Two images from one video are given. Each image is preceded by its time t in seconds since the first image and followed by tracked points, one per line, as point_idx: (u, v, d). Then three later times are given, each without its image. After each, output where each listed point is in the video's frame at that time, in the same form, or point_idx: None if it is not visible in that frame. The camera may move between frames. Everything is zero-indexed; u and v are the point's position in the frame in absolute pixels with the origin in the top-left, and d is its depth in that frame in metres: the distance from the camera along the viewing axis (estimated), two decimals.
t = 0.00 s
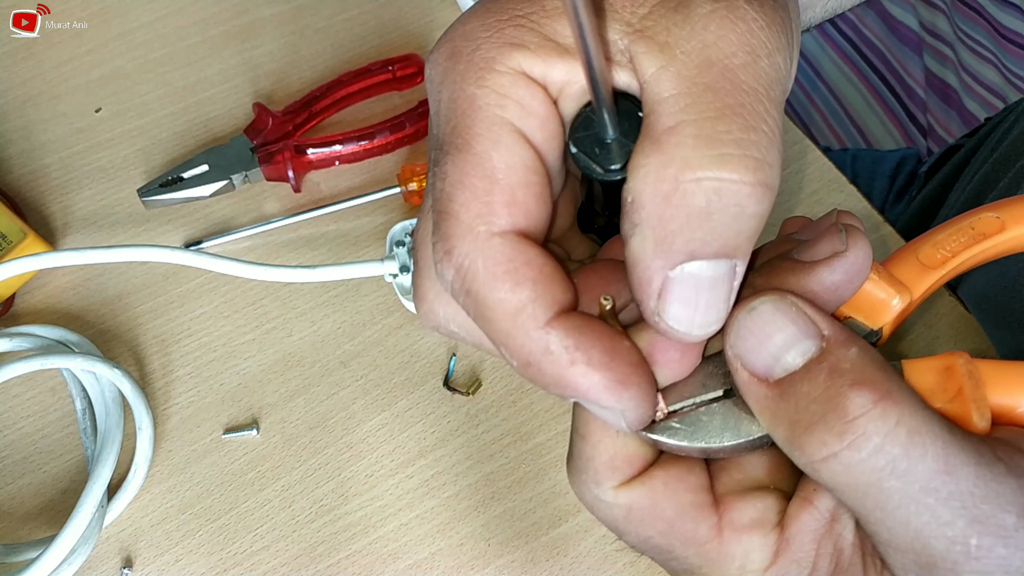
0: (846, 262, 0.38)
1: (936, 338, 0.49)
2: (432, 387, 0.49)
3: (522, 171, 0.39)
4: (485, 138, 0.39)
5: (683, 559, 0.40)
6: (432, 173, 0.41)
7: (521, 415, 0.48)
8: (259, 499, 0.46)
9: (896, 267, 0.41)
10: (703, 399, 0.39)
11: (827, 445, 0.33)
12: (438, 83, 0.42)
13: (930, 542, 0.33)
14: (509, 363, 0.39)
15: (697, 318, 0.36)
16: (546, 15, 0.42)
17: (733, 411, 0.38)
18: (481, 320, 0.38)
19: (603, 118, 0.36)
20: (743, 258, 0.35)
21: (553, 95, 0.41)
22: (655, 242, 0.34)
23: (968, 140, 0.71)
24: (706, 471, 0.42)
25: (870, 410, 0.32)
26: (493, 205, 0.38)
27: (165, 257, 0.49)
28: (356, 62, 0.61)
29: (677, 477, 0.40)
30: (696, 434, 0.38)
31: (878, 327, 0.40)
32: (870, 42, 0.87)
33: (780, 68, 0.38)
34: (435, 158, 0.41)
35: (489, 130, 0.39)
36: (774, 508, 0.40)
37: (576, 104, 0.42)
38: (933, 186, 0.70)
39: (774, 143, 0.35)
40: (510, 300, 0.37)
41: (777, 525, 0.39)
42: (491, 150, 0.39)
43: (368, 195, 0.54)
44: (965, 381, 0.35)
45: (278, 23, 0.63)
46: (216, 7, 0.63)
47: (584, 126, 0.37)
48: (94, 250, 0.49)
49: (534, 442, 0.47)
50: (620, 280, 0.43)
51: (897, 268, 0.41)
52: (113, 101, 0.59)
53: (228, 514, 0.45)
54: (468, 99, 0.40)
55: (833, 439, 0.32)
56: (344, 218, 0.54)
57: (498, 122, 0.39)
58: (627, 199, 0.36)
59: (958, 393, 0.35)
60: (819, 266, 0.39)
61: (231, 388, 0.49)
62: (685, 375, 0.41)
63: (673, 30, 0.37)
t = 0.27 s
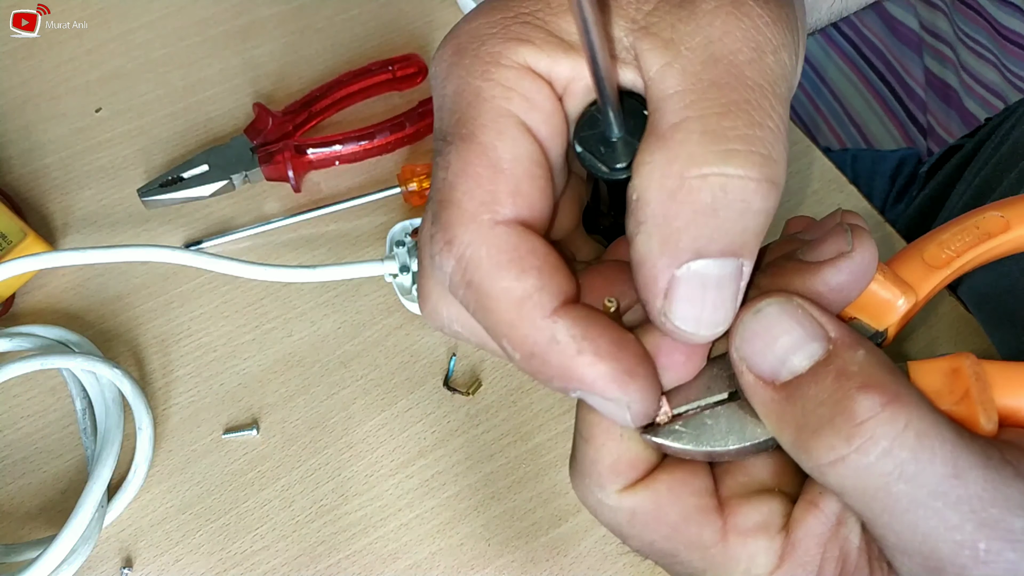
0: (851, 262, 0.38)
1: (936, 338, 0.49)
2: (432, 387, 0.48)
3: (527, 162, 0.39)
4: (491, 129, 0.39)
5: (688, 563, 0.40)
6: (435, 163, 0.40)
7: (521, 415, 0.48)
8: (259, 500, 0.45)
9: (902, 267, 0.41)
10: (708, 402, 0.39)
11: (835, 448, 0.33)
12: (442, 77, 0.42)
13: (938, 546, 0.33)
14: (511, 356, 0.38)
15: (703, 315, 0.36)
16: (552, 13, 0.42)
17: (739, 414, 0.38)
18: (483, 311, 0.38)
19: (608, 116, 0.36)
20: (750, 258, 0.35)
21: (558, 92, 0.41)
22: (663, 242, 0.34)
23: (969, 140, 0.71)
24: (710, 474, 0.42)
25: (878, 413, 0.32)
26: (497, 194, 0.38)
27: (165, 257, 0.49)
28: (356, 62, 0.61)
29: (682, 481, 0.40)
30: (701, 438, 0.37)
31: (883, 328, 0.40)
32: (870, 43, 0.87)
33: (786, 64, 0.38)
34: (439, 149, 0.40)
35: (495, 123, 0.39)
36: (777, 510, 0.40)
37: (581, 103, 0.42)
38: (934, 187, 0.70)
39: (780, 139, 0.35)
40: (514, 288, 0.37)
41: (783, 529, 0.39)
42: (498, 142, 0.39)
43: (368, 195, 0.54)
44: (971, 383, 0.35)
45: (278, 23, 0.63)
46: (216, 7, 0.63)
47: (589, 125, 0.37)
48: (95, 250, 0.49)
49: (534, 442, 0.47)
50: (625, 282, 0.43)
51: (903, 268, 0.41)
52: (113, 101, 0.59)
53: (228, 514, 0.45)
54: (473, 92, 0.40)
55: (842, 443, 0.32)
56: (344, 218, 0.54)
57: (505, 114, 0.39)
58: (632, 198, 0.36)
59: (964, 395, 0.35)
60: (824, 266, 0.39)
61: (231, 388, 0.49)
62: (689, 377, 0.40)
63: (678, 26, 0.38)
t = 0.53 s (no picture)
0: (852, 265, 0.38)
1: (936, 339, 0.48)
2: (432, 387, 0.48)
3: (481, 170, 0.40)
4: (457, 134, 0.40)
5: (689, 569, 0.40)
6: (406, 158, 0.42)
7: (521, 415, 0.48)
8: (259, 499, 0.46)
9: (902, 271, 0.41)
10: (708, 408, 0.39)
11: (836, 455, 0.33)
12: (438, 76, 0.43)
13: (940, 551, 0.33)
14: (461, 342, 0.40)
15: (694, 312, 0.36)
16: (549, 15, 0.42)
17: (739, 420, 0.38)
18: (429, 301, 0.40)
19: (605, 116, 0.36)
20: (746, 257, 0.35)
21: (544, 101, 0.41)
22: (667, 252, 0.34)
23: (969, 140, 0.71)
24: (710, 480, 0.41)
25: (879, 420, 0.32)
26: (442, 195, 0.39)
27: (165, 258, 0.49)
28: (356, 62, 0.61)
29: (683, 487, 0.40)
30: (702, 444, 0.37)
31: (883, 331, 0.40)
32: (870, 43, 0.87)
33: (781, 63, 0.38)
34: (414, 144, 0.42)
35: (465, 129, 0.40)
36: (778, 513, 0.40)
37: (575, 104, 0.41)
38: (935, 187, 0.70)
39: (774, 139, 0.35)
40: (451, 281, 0.38)
41: (784, 534, 0.39)
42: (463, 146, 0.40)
43: (368, 195, 0.54)
44: (973, 387, 0.35)
45: (278, 23, 0.63)
46: (216, 7, 0.63)
47: (589, 125, 0.38)
48: (95, 250, 0.49)
49: (534, 442, 0.47)
50: (626, 286, 0.43)
51: (903, 271, 0.41)
52: (113, 101, 0.59)
53: (228, 514, 0.45)
54: (455, 97, 0.41)
55: (842, 449, 0.32)
56: (344, 218, 0.54)
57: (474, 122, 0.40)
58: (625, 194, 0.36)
59: (966, 399, 0.35)
60: (826, 269, 0.39)
61: (231, 389, 0.49)
62: (689, 382, 0.40)
63: (675, 27, 0.37)
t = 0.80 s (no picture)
0: (857, 260, 0.38)
1: (936, 338, 0.48)
2: (432, 387, 0.48)
3: (487, 163, 0.40)
4: (461, 128, 0.40)
5: (694, 565, 0.40)
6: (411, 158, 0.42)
7: (521, 415, 0.48)
8: (259, 499, 0.46)
9: (906, 266, 0.41)
10: (712, 404, 0.39)
11: (842, 450, 0.33)
12: (437, 76, 0.43)
13: (946, 546, 0.33)
14: (479, 336, 0.39)
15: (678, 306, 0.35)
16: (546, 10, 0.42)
17: (745, 415, 0.38)
18: (442, 296, 0.39)
19: (595, 113, 0.37)
20: (728, 254, 0.35)
21: (544, 94, 0.41)
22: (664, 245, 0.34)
23: (969, 139, 0.71)
24: (716, 475, 0.42)
25: (885, 415, 0.32)
26: (450, 188, 0.39)
27: (165, 257, 0.49)
28: (356, 62, 0.61)
29: (689, 482, 0.40)
30: (707, 440, 0.37)
31: (887, 327, 0.40)
32: (870, 43, 0.87)
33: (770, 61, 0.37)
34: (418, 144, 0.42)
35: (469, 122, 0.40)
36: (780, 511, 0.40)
37: (569, 100, 0.42)
38: (935, 186, 0.70)
39: (759, 136, 0.35)
40: (464, 273, 0.38)
41: (790, 529, 0.39)
42: (467, 140, 0.40)
43: (368, 195, 0.54)
44: (978, 382, 0.35)
45: (278, 23, 0.63)
46: (216, 7, 0.63)
47: (581, 122, 0.38)
48: (95, 250, 0.49)
49: (534, 443, 0.47)
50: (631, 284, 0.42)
51: (908, 266, 0.41)
52: (113, 101, 0.59)
53: (228, 513, 0.45)
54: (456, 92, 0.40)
55: (848, 445, 0.32)
56: (343, 218, 0.54)
57: (477, 116, 0.40)
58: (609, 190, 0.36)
59: (971, 394, 0.35)
60: (830, 263, 0.39)
61: (231, 389, 0.49)
62: (695, 378, 0.39)
63: (666, 25, 0.37)
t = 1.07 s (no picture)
0: (858, 262, 0.38)
1: (936, 338, 0.48)
2: (432, 387, 0.48)
3: (514, 130, 0.39)
4: (485, 98, 0.39)
5: (698, 569, 0.40)
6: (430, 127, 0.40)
7: (521, 415, 0.48)
8: (259, 499, 0.45)
9: (908, 265, 0.41)
10: (715, 408, 0.39)
11: (844, 457, 0.33)
12: (453, 58, 0.43)
13: (949, 551, 0.33)
14: (506, 301, 0.37)
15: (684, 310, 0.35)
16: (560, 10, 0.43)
17: (747, 420, 0.38)
18: (469, 260, 0.37)
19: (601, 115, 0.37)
20: (733, 260, 0.34)
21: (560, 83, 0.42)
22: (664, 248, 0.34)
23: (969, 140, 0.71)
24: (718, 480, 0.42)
25: (887, 422, 0.32)
26: (477, 149, 0.38)
27: (165, 257, 0.49)
28: (356, 62, 0.61)
29: (690, 488, 0.40)
30: (710, 445, 0.37)
31: (889, 328, 0.40)
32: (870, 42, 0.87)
33: (774, 73, 0.38)
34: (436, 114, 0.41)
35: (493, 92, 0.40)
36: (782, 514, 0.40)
37: (579, 96, 0.43)
38: (935, 186, 0.70)
39: (766, 144, 0.35)
40: (498, 231, 0.36)
41: (793, 533, 0.39)
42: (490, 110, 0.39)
43: (368, 195, 0.54)
44: (981, 384, 0.35)
45: (278, 23, 0.63)
46: (216, 7, 0.63)
47: (584, 124, 0.38)
48: (94, 250, 0.49)
49: (534, 443, 0.47)
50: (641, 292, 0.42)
51: (910, 266, 0.41)
52: (113, 101, 0.59)
53: (228, 514, 0.45)
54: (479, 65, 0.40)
55: (851, 452, 0.32)
56: (343, 218, 0.54)
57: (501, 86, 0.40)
58: (615, 191, 0.35)
59: (974, 396, 0.35)
60: (832, 266, 0.39)
61: (231, 389, 0.49)
62: (699, 384, 0.39)
63: (672, 32, 0.37)
